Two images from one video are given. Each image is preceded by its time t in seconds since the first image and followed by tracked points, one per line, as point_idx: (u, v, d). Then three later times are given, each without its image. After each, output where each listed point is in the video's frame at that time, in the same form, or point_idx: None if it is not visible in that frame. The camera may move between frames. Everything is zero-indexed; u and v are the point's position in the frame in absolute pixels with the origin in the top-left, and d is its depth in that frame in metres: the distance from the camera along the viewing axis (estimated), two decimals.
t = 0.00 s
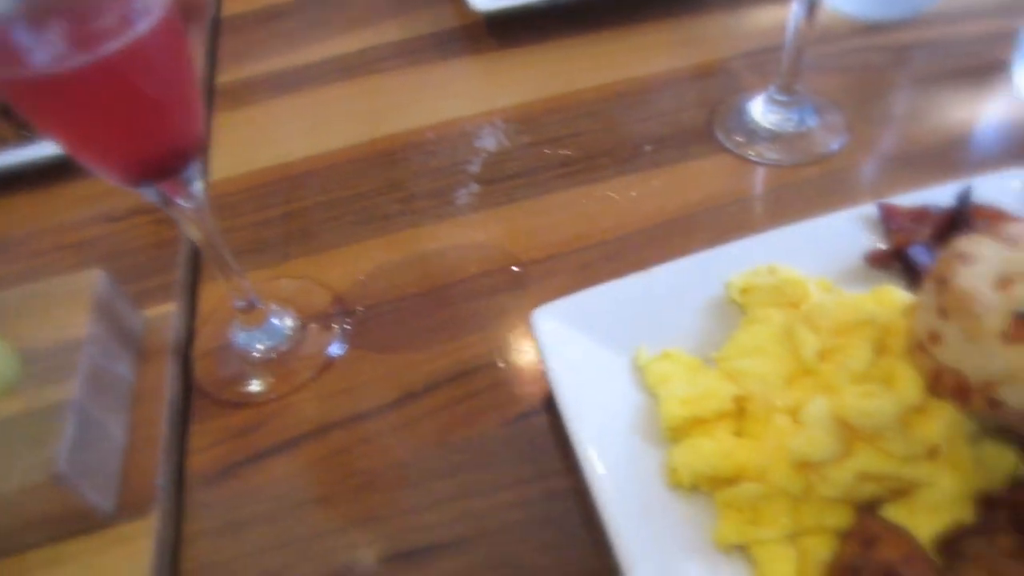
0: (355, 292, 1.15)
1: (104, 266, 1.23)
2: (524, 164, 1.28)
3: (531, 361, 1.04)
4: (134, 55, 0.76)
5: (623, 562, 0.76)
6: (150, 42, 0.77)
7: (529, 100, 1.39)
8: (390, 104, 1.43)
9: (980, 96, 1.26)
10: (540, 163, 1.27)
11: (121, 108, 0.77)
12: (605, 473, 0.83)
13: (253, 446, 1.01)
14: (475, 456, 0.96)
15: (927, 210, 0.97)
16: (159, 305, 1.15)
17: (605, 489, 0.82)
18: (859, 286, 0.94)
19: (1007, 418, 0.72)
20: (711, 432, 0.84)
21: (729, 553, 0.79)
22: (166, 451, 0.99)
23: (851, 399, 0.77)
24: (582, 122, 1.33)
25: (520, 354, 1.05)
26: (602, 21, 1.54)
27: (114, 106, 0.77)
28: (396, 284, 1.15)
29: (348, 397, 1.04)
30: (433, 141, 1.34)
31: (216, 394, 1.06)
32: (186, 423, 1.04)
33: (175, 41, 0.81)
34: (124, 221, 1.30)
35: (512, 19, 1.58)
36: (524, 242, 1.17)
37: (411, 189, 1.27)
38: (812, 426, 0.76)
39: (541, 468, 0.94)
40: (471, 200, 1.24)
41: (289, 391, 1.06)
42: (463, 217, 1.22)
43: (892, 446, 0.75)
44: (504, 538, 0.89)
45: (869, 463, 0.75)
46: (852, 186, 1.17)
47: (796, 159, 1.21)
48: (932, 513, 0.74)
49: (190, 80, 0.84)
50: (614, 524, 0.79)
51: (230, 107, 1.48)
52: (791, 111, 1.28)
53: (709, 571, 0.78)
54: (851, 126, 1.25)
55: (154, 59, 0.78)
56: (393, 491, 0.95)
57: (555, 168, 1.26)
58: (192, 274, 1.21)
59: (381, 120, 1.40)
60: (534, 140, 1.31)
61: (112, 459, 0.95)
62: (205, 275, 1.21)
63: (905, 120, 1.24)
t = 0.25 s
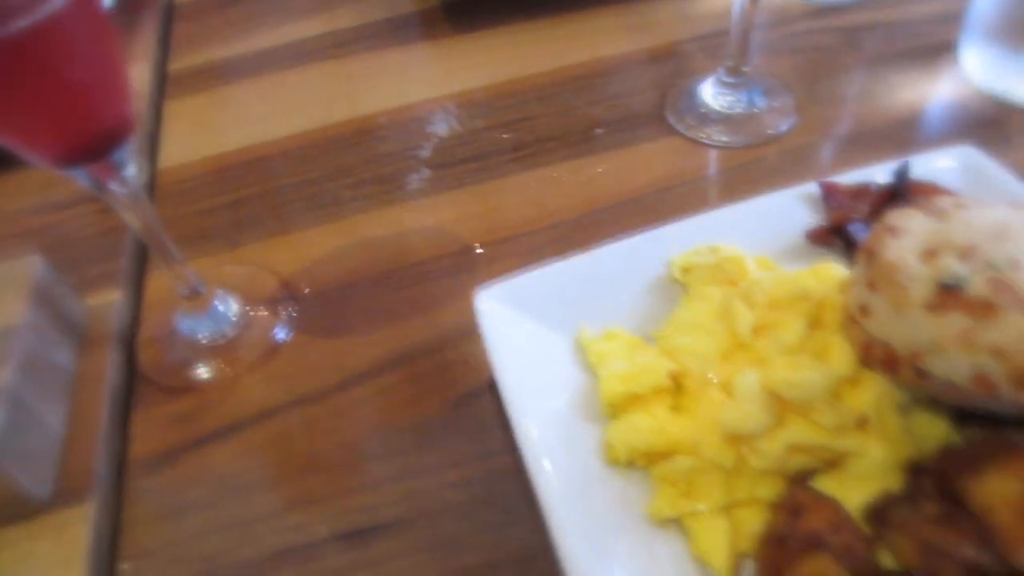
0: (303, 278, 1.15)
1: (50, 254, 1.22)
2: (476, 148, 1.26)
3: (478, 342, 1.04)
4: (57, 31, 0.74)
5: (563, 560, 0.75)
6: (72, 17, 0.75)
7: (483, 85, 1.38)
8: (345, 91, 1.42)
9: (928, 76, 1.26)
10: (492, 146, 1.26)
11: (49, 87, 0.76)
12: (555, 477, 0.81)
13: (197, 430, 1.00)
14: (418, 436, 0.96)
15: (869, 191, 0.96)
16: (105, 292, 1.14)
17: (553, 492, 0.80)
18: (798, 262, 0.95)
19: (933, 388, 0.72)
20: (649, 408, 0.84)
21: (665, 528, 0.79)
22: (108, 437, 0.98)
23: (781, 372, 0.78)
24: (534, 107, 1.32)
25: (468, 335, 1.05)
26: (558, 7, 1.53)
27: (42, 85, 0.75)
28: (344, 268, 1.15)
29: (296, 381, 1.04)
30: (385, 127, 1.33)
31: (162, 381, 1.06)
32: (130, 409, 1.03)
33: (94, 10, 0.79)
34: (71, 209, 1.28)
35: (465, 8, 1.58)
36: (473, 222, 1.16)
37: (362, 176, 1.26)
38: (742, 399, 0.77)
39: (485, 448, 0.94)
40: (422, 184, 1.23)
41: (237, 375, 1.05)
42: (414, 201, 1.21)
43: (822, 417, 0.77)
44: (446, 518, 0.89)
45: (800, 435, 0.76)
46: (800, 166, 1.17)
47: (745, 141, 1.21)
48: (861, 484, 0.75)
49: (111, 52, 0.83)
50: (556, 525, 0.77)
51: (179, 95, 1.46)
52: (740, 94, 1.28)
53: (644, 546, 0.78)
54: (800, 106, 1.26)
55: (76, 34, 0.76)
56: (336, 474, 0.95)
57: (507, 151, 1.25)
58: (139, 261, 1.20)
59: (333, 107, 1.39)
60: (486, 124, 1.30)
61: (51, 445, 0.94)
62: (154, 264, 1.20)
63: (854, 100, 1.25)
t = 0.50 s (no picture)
0: (247, 258, 1.13)
1: None
2: (427, 129, 1.25)
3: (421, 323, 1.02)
4: None
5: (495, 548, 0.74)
6: None
7: (437, 67, 1.35)
8: (298, 72, 1.39)
9: (875, 60, 1.27)
10: (443, 128, 1.25)
11: None
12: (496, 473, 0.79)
13: (133, 413, 0.98)
14: (359, 419, 0.94)
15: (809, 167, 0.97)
16: (41, 274, 1.12)
17: (492, 483, 0.78)
18: (736, 241, 0.96)
19: (858, 361, 0.73)
20: (582, 387, 0.84)
21: (596, 506, 0.79)
22: (40, 420, 0.96)
23: (710, 349, 0.78)
24: (488, 89, 1.30)
25: (412, 316, 1.03)
26: None
27: None
28: (289, 249, 1.13)
29: (236, 363, 1.02)
30: (337, 108, 1.30)
31: (98, 363, 1.03)
32: (64, 392, 1.01)
33: None
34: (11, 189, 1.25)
35: None
36: (420, 205, 1.15)
37: (311, 156, 1.24)
38: (672, 376, 0.77)
39: (425, 429, 0.93)
40: (371, 165, 1.22)
41: (177, 356, 1.03)
42: (362, 182, 1.20)
43: (751, 393, 0.77)
44: (382, 499, 0.88)
45: (729, 411, 0.76)
46: (749, 148, 1.17)
47: (695, 122, 1.21)
48: (787, 460, 0.76)
49: (38, 16, 0.80)
50: (491, 514, 0.76)
51: (124, 72, 1.42)
52: (691, 76, 1.27)
53: (574, 525, 0.77)
54: (749, 88, 1.26)
55: None
56: (273, 455, 0.93)
57: (458, 133, 1.24)
58: (79, 243, 1.18)
59: (284, 88, 1.36)
60: (437, 105, 1.28)
61: None
62: (95, 246, 1.18)
63: (804, 83, 1.25)
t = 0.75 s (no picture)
0: (199, 242, 1.11)
1: None
2: (383, 113, 1.24)
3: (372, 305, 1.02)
4: None
5: (439, 531, 0.72)
6: None
7: (396, 52, 1.33)
8: (255, 55, 1.36)
9: (831, 44, 1.27)
10: (401, 112, 1.24)
11: None
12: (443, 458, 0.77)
13: (78, 398, 0.97)
14: (308, 401, 0.93)
15: (760, 147, 0.97)
16: None
17: (439, 467, 0.76)
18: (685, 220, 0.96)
19: (798, 333, 0.73)
20: (528, 364, 0.83)
21: (540, 483, 0.78)
22: None
23: (652, 323, 0.78)
24: (448, 73, 1.28)
25: (364, 298, 1.03)
26: None
27: None
28: (242, 233, 1.11)
29: (184, 346, 1.01)
30: (294, 92, 1.28)
31: (45, 347, 1.02)
32: (8, 377, 0.99)
33: None
34: None
35: None
36: (376, 188, 1.14)
37: (267, 140, 1.23)
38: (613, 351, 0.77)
39: (375, 410, 0.92)
40: (327, 148, 1.20)
41: (124, 341, 1.02)
42: (317, 165, 1.18)
43: (694, 367, 0.77)
44: (329, 480, 0.87)
45: (671, 386, 0.76)
46: (705, 130, 1.17)
47: (653, 104, 1.21)
48: (730, 434, 0.76)
49: None
50: (437, 497, 0.74)
51: (77, 56, 1.38)
52: (650, 59, 1.27)
53: (518, 502, 0.77)
54: (707, 71, 1.26)
55: None
56: (220, 438, 0.92)
57: (416, 117, 1.23)
58: (27, 227, 1.15)
59: (241, 72, 1.33)
60: (395, 89, 1.27)
61: None
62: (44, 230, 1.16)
63: (762, 66, 1.25)
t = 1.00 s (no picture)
0: (155, 230, 1.10)
1: None
2: (342, 100, 1.23)
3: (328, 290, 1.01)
4: None
5: (390, 513, 0.72)
6: None
7: (357, 39, 1.32)
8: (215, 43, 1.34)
9: (790, 28, 1.28)
10: (361, 99, 1.23)
11: None
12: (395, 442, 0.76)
13: (31, 387, 0.95)
14: (263, 385, 0.93)
15: (713, 127, 0.97)
16: None
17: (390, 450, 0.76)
18: (638, 200, 0.96)
19: (743, 306, 0.74)
20: (479, 343, 0.84)
21: (492, 459, 0.79)
22: None
23: (600, 298, 0.78)
24: (407, 60, 1.28)
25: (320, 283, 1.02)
26: None
27: None
28: (199, 221, 1.11)
29: (139, 334, 1.00)
30: (253, 80, 1.27)
31: None
32: None
33: None
34: None
35: None
36: (335, 174, 1.14)
37: (225, 129, 1.22)
38: (560, 326, 0.77)
39: (330, 393, 0.92)
40: (286, 136, 1.19)
41: (78, 329, 1.01)
42: (275, 153, 1.18)
43: (642, 341, 0.77)
44: (284, 463, 0.86)
45: (619, 359, 0.77)
46: (664, 114, 1.17)
47: (612, 88, 1.21)
48: (678, 407, 0.77)
49: None
50: (388, 478, 0.74)
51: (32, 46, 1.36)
52: (609, 43, 1.27)
53: (468, 478, 0.77)
54: (666, 55, 1.26)
55: None
56: (174, 424, 0.91)
57: (375, 105, 1.22)
58: None
59: (200, 60, 1.32)
60: (354, 76, 1.26)
61: None
62: None
63: (721, 49, 1.26)
